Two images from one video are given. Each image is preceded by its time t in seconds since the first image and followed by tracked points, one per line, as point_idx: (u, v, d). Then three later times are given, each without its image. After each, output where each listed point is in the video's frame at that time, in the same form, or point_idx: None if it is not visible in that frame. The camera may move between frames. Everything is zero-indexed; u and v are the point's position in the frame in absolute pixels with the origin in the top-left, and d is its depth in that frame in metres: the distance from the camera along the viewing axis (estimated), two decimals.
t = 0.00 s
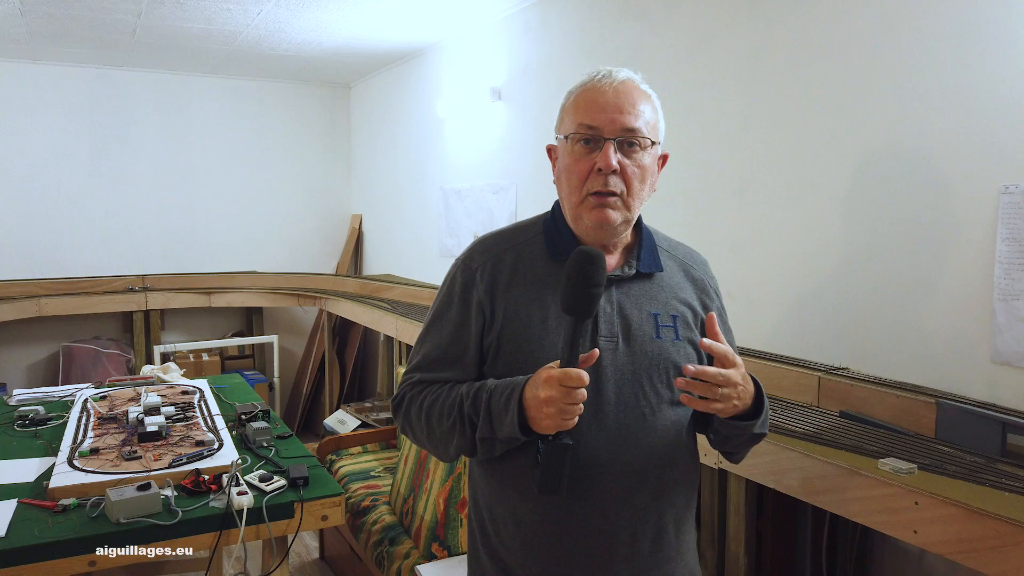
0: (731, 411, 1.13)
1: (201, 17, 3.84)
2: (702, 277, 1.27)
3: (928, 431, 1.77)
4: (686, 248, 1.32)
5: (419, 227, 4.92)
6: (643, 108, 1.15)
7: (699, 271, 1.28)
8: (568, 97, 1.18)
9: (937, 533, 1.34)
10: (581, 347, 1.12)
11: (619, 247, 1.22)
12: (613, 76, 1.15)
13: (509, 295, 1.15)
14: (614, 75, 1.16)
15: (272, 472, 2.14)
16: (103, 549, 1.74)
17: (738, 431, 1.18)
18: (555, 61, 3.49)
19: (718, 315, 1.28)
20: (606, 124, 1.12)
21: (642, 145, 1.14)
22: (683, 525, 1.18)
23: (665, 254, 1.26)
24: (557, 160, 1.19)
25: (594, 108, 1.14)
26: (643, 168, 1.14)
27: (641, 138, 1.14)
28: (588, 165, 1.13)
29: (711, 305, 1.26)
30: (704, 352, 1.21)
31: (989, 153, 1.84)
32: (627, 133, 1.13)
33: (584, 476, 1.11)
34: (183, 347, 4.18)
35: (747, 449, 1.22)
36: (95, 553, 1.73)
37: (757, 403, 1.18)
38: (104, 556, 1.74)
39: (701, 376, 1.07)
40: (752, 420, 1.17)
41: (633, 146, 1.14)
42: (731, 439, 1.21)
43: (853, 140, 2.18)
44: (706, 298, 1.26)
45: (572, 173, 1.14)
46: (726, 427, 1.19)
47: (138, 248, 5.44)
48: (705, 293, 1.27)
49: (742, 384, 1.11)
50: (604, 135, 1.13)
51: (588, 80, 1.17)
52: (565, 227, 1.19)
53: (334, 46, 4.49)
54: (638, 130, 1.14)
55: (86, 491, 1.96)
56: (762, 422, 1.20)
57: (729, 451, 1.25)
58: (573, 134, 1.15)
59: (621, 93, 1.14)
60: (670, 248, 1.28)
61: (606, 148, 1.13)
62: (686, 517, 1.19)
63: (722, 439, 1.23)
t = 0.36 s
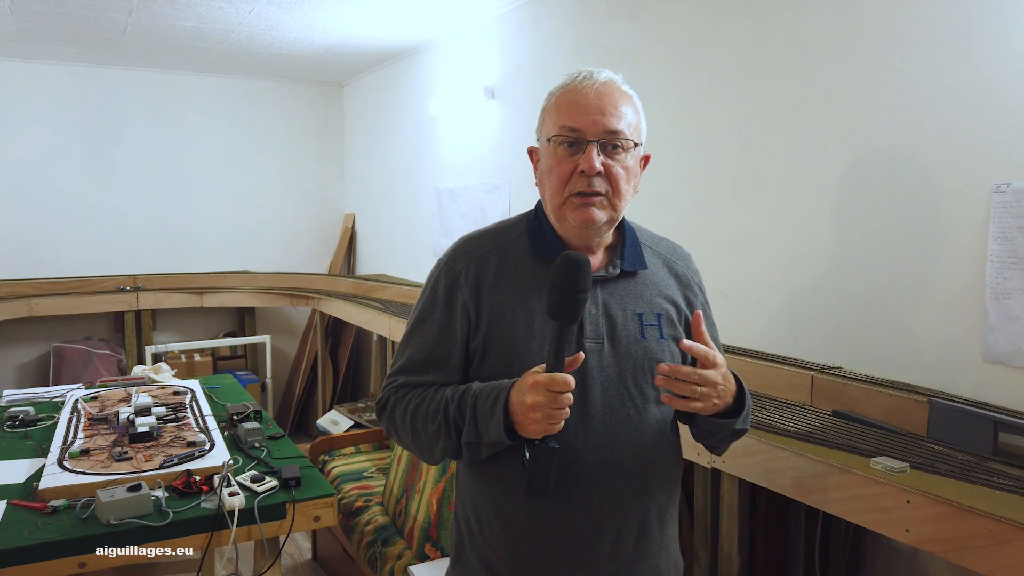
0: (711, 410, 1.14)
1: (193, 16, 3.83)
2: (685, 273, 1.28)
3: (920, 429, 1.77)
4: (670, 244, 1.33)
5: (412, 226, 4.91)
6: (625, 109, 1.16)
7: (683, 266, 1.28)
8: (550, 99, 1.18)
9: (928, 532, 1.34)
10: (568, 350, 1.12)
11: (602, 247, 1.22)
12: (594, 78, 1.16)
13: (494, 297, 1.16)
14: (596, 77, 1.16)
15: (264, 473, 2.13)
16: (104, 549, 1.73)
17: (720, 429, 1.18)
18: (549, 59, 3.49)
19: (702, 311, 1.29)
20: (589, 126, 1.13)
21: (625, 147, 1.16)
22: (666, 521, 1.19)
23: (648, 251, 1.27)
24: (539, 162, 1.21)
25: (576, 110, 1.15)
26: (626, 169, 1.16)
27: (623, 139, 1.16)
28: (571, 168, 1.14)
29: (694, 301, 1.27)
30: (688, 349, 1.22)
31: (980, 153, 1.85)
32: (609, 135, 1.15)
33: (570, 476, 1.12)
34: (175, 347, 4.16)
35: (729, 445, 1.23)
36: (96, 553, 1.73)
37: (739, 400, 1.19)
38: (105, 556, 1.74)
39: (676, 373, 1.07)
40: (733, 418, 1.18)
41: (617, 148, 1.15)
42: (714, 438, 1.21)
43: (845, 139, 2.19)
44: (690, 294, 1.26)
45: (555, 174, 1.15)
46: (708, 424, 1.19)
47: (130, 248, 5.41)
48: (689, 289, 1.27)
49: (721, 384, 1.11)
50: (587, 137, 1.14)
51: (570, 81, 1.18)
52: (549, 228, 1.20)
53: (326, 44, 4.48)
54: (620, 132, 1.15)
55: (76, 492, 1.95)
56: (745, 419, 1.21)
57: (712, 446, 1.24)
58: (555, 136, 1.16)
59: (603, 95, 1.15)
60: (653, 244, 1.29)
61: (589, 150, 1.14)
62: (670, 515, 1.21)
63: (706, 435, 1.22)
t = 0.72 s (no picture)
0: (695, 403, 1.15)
1: (185, 15, 3.81)
2: (667, 272, 1.29)
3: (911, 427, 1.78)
4: (651, 244, 1.33)
5: (406, 226, 4.91)
6: (608, 114, 1.16)
7: (664, 265, 1.30)
8: (533, 103, 1.18)
9: (919, 529, 1.35)
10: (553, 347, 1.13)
11: (584, 246, 1.22)
12: (577, 83, 1.16)
13: (479, 297, 1.16)
14: (579, 81, 1.16)
15: (257, 473, 2.13)
16: (104, 549, 1.74)
17: (704, 422, 1.19)
18: (542, 59, 3.49)
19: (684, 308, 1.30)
20: (573, 132, 1.14)
21: (609, 151, 1.16)
22: (654, 516, 1.20)
23: (630, 251, 1.27)
24: (523, 166, 1.21)
25: (560, 115, 1.15)
26: (610, 174, 1.16)
27: (607, 144, 1.16)
28: (557, 173, 1.14)
29: (676, 299, 1.28)
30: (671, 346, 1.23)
31: (970, 152, 1.86)
32: (594, 140, 1.15)
33: (557, 474, 1.12)
34: (168, 347, 4.15)
35: (713, 440, 1.24)
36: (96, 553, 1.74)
37: (721, 394, 1.21)
38: (105, 556, 1.75)
39: (665, 367, 1.09)
40: (716, 412, 1.20)
41: (601, 153, 1.15)
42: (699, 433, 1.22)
43: (837, 139, 2.19)
44: (672, 292, 1.27)
45: (540, 179, 1.15)
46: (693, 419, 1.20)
47: (122, 248, 5.39)
48: (671, 287, 1.28)
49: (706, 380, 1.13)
50: (572, 142, 1.15)
51: (553, 85, 1.18)
52: (533, 230, 1.21)
53: (319, 44, 4.48)
54: (604, 137, 1.15)
55: (68, 492, 1.94)
56: (727, 413, 1.22)
57: (696, 441, 1.25)
58: (541, 140, 1.16)
59: (587, 99, 1.15)
60: (635, 243, 1.30)
61: (574, 156, 1.14)
62: (658, 510, 1.21)
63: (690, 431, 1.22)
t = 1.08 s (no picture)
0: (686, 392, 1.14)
1: (177, 13, 3.80)
2: (660, 270, 1.28)
3: (903, 425, 1.78)
4: (645, 242, 1.33)
5: (399, 225, 4.90)
6: (597, 106, 1.17)
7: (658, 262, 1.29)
8: (523, 95, 1.20)
9: (910, 526, 1.35)
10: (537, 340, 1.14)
11: (575, 242, 1.23)
12: (566, 75, 1.17)
13: (468, 293, 1.16)
14: (568, 74, 1.18)
15: (249, 472, 2.12)
16: (104, 549, 1.74)
17: (699, 416, 1.18)
18: (536, 57, 3.49)
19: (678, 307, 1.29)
20: (560, 122, 1.15)
21: (597, 142, 1.17)
22: (644, 515, 1.20)
23: (623, 248, 1.27)
24: (513, 158, 1.22)
25: (548, 106, 1.16)
26: (598, 164, 1.17)
27: (596, 135, 1.17)
28: (544, 162, 1.15)
29: (670, 297, 1.27)
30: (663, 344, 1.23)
31: (962, 151, 1.87)
32: (582, 131, 1.16)
33: (545, 471, 1.12)
34: (160, 347, 4.13)
35: (708, 438, 1.23)
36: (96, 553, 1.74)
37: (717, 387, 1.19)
38: (106, 556, 1.74)
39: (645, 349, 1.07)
40: (710, 403, 1.17)
41: (589, 143, 1.16)
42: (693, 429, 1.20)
43: (829, 137, 2.20)
44: (666, 290, 1.27)
45: (528, 169, 1.16)
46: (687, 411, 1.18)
47: (114, 247, 5.37)
48: (665, 284, 1.28)
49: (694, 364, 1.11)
50: (560, 132, 1.15)
51: (543, 78, 1.19)
52: (523, 222, 1.21)
53: (312, 42, 4.46)
54: (592, 128, 1.16)
55: (59, 492, 1.93)
56: (723, 412, 1.21)
57: (691, 439, 1.24)
58: (529, 131, 1.17)
59: (575, 91, 1.16)
60: (629, 240, 1.29)
61: (561, 145, 1.15)
62: (647, 510, 1.21)
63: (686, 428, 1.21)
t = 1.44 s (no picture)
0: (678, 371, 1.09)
1: (168, 6, 3.78)
2: (654, 264, 1.28)
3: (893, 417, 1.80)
4: (642, 237, 1.33)
5: (392, 219, 4.89)
6: (587, 96, 1.18)
7: (653, 257, 1.29)
8: (513, 86, 1.21)
9: (898, 517, 1.36)
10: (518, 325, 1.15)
11: (566, 233, 1.24)
12: (556, 64, 1.18)
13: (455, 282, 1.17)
14: (558, 63, 1.18)
15: (242, 466, 2.12)
16: (104, 549, 1.75)
17: (695, 397, 1.13)
18: (528, 50, 3.48)
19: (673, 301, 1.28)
20: (549, 111, 1.16)
21: (586, 133, 1.18)
22: (629, 509, 1.19)
23: (617, 241, 1.27)
24: (504, 149, 1.23)
25: (538, 96, 1.17)
26: (587, 154, 1.17)
27: (584, 125, 1.18)
28: (533, 151, 1.16)
29: (664, 291, 1.27)
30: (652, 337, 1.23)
31: (951, 145, 1.87)
32: (570, 120, 1.17)
33: (527, 460, 1.14)
34: (152, 341, 4.12)
35: (705, 425, 1.19)
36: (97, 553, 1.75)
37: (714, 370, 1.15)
38: (106, 555, 1.76)
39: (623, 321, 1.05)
40: (706, 384, 1.13)
41: (578, 134, 1.17)
42: (689, 411, 1.16)
43: (819, 130, 2.20)
44: (659, 285, 1.27)
45: (517, 159, 1.17)
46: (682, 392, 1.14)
47: (106, 242, 5.35)
48: (659, 279, 1.28)
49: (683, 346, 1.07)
50: (548, 121, 1.17)
51: (533, 68, 1.20)
52: (513, 213, 1.22)
53: (304, 35, 4.45)
54: (582, 117, 1.17)
55: (51, 486, 1.93)
56: (721, 400, 1.18)
57: (688, 428, 1.20)
58: (518, 121, 1.19)
59: (564, 80, 1.17)
60: (625, 235, 1.30)
61: (550, 135, 1.16)
62: (634, 504, 1.21)
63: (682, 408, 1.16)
